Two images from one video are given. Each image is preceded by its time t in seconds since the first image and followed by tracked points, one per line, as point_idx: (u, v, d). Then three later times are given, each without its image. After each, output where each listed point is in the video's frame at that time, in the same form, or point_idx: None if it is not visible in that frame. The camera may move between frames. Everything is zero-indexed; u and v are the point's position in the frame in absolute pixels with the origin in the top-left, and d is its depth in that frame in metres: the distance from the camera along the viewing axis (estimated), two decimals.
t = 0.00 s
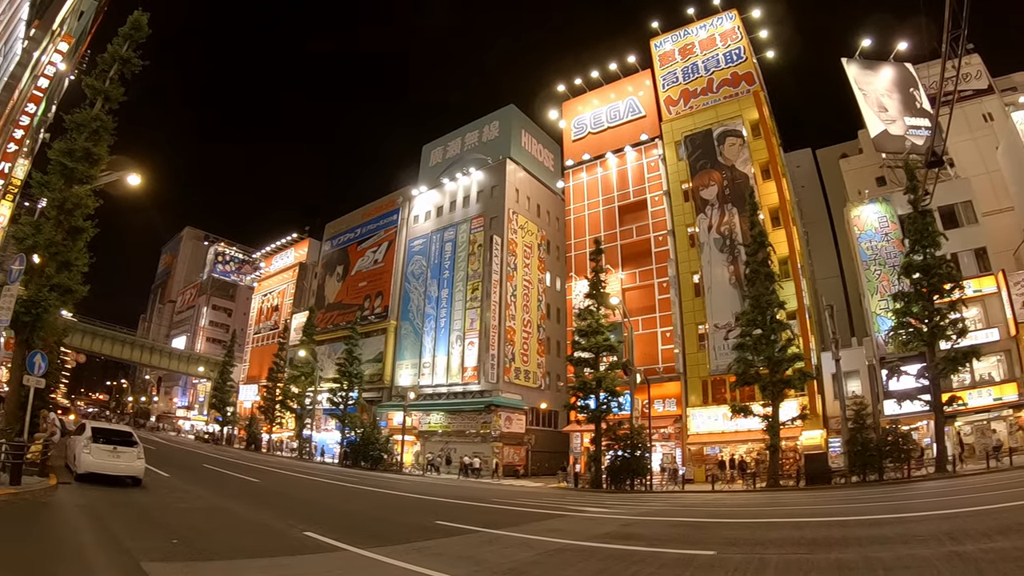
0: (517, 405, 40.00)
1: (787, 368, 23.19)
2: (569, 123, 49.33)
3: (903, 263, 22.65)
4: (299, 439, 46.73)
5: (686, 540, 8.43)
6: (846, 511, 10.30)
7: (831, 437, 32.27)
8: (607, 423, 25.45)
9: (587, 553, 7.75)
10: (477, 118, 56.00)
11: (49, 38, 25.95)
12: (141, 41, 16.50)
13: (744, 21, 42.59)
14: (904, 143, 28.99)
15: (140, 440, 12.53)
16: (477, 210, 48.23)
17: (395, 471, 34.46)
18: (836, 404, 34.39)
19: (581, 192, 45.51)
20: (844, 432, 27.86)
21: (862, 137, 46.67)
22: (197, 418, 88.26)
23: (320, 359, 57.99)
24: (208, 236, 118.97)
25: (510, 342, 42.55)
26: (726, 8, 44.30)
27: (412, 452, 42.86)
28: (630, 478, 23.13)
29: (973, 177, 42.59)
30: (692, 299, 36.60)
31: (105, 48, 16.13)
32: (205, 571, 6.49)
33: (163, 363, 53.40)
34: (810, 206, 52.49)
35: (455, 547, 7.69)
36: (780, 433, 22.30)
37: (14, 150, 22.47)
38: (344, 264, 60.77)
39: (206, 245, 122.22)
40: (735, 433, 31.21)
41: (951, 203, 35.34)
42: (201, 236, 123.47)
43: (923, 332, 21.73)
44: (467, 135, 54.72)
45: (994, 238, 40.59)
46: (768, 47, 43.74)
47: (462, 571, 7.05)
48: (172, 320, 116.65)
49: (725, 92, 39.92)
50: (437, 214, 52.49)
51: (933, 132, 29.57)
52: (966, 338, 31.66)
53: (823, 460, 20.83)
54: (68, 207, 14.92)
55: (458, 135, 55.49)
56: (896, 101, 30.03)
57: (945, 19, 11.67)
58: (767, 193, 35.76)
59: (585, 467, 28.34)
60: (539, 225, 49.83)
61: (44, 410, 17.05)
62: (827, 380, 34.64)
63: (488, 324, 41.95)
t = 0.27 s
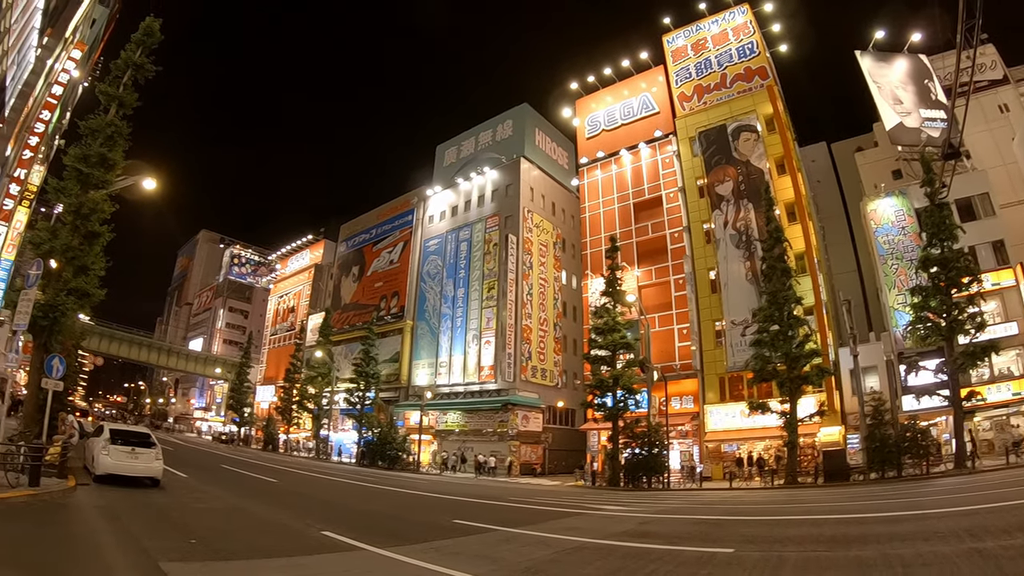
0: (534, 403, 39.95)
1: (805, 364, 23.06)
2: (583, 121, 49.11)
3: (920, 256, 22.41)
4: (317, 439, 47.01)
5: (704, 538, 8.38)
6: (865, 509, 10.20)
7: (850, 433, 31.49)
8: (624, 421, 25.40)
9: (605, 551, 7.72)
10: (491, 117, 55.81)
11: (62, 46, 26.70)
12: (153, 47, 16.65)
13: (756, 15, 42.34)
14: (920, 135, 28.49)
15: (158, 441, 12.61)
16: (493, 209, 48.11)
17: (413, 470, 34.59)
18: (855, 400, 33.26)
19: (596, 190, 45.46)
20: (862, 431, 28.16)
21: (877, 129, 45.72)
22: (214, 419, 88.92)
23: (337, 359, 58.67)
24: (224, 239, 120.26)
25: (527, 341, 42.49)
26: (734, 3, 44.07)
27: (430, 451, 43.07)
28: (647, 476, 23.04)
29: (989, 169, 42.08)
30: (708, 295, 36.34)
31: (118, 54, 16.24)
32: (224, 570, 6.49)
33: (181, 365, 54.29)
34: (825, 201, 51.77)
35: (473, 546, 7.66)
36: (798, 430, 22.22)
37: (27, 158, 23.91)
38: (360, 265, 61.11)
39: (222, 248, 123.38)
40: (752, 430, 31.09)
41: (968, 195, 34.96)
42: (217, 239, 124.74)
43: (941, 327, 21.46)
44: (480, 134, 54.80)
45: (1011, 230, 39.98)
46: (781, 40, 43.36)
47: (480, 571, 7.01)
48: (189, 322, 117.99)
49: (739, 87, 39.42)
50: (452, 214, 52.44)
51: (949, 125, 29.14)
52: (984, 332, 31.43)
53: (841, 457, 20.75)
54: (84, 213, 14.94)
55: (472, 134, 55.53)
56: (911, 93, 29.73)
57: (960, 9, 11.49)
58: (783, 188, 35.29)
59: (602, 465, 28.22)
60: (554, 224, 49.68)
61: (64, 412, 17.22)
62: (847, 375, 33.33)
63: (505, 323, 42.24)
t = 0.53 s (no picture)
0: (553, 402, 39.49)
1: (825, 359, 22.92)
2: (599, 119, 48.98)
3: (941, 249, 22.14)
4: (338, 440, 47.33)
5: (726, 536, 8.31)
6: (888, 505, 10.08)
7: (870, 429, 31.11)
8: (644, 418, 25.36)
9: (626, 550, 7.67)
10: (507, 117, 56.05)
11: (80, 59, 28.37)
12: (169, 55, 16.67)
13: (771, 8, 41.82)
14: (938, 126, 26.59)
15: (179, 444, 12.72)
16: (510, 208, 47.98)
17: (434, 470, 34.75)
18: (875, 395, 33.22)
19: (613, 187, 45.44)
20: (884, 425, 27.50)
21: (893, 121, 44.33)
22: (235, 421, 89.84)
23: (356, 359, 59.40)
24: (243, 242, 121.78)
25: (546, 338, 42.36)
26: None
27: (450, 450, 43.35)
28: (669, 473, 22.93)
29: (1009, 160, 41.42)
30: (728, 291, 36.27)
31: (134, 63, 16.30)
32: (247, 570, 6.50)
33: (201, 367, 55.63)
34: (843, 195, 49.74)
35: (494, 545, 7.64)
36: (819, 426, 22.07)
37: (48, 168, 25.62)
38: (378, 266, 61.55)
39: (241, 251, 124.78)
40: (773, 426, 30.90)
41: (988, 185, 34.58)
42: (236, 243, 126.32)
43: (963, 321, 21.26)
44: (497, 133, 54.86)
45: None
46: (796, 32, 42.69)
47: (501, 570, 6.98)
48: (209, 325, 119.66)
49: (754, 81, 39.13)
50: (469, 213, 52.48)
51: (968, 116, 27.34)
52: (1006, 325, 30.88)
53: (863, 453, 20.66)
54: (104, 219, 15.03)
55: (488, 134, 55.68)
56: (929, 83, 27.79)
57: None
58: (801, 181, 35.16)
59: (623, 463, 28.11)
60: (571, 221, 49.28)
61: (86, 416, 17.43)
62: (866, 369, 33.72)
63: (523, 321, 41.84)
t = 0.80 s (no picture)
0: (571, 400, 39.26)
1: (844, 356, 22.72)
2: (612, 115, 48.72)
3: (958, 242, 21.92)
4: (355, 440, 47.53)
5: (744, 533, 8.25)
6: (907, 502, 9.97)
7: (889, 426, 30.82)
8: (662, 416, 25.33)
9: (644, 548, 7.63)
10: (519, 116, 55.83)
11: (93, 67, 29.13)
12: (182, 61, 16.73)
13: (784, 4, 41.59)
14: (954, 119, 23.66)
15: (198, 445, 12.75)
16: (525, 206, 47.80)
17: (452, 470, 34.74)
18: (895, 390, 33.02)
19: (628, 183, 45.28)
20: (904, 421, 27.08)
21: (910, 113, 43.58)
22: (253, 422, 89.96)
23: (373, 360, 59.62)
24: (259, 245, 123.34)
25: (563, 337, 42.26)
26: None
27: (467, 450, 43.34)
28: (687, 472, 22.72)
29: None
30: (744, 287, 35.65)
31: (147, 69, 16.34)
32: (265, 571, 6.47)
33: (219, 369, 56.30)
34: (859, 189, 48.91)
35: (512, 545, 7.61)
36: (838, 422, 21.89)
37: (61, 172, 26.33)
38: (394, 266, 61.63)
39: (257, 254, 126.16)
40: (792, 423, 30.66)
41: (1007, 176, 34.20)
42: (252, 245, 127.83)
43: (982, 315, 20.97)
44: (511, 132, 54.78)
45: None
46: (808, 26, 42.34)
47: (520, 570, 6.95)
48: (226, 327, 121.02)
49: (768, 75, 38.87)
50: (484, 212, 52.18)
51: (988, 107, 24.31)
52: None
53: (882, 449, 20.58)
54: (120, 224, 15.11)
55: (502, 133, 55.62)
56: (944, 74, 24.56)
57: None
58: (816, 176, 34.82)
59: (640, 461, 27.95)
60: (586, 219, 48.67)
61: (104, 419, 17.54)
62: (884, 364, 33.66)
63: (539, 320, 41.70)
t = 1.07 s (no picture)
0: (588, 398, 39.15)
1: (861, 352, 22.66)
2: (625, 113, 48.20)
3: (975, 236, 21.73)
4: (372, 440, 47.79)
5: (763, 532, 8.20)
6: (927, 499, 9.87)
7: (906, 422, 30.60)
8: (678, 413, 25.25)
9: (662, 547, 7.59)
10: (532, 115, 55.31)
11: (107, 72, 29.37)
12: (194, 66, 16.82)
13: None
14: (968, 110, 24.79)
15: (215, 446, 12.78)
16: (540, 205, 47.71)
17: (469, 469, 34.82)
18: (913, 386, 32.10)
19: (643, 181, 44.85)
20: (923, 418, 26.96)
21: (924, 106, 42.99)
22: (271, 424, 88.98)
23: (390, 360, 60.07)
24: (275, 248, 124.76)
25: (579, 336, 41.93)
26: None
27: (484, 449, 43.55)
28: (705, 469, 22.65)
29: None
30: (760, 283, 35.82)
31: (160, 74, 16.42)
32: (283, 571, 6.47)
33: (236, 372, 57.95)
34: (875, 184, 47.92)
35: (530, 544, 7.58)
36: (856, 419, 21.76)
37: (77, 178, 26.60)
38: (410, 266, 61.79)
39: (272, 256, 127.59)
40: (809, 420, 30.58)
41: None
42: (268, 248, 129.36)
43: (1001, 309, 20.73)
44: (524, 131, 54.33)
45: None
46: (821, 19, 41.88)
47: (537, 569, 6.92)
48: (243, 329, 122.34)
49: (781, 70, 38.41)
50: (499, 212, 52.27)
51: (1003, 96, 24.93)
52: None
53: (901, 446, 20.56)
54: (136, 227, 15.13)
55: (514, 133, 55.20)
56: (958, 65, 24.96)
57: None
58: (831, 170, 34.74)
59: (658, 459, 27.86)
60: (602, 217, 48.74)
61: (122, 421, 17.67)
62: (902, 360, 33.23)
63: (556, 319, 41.78)
